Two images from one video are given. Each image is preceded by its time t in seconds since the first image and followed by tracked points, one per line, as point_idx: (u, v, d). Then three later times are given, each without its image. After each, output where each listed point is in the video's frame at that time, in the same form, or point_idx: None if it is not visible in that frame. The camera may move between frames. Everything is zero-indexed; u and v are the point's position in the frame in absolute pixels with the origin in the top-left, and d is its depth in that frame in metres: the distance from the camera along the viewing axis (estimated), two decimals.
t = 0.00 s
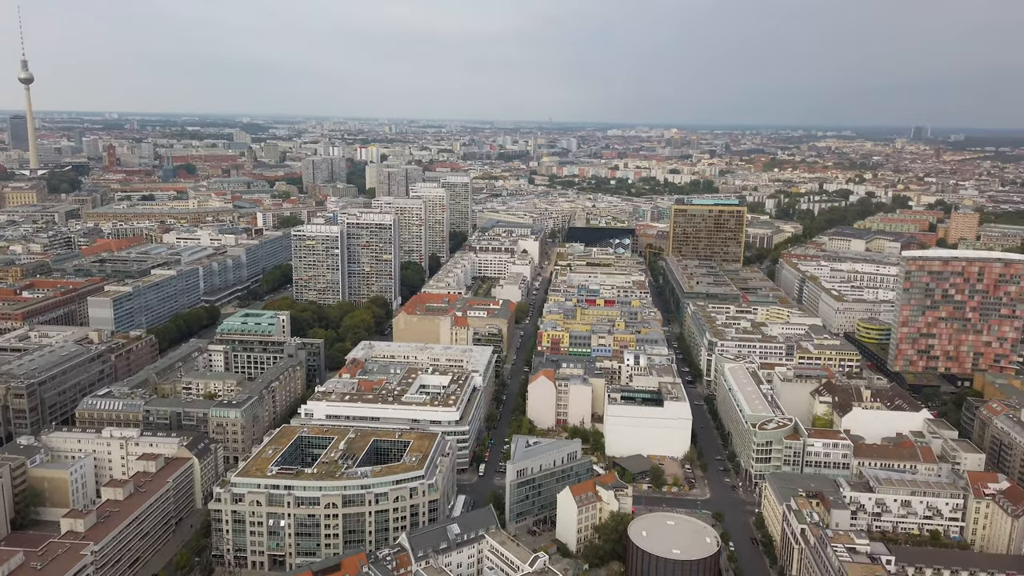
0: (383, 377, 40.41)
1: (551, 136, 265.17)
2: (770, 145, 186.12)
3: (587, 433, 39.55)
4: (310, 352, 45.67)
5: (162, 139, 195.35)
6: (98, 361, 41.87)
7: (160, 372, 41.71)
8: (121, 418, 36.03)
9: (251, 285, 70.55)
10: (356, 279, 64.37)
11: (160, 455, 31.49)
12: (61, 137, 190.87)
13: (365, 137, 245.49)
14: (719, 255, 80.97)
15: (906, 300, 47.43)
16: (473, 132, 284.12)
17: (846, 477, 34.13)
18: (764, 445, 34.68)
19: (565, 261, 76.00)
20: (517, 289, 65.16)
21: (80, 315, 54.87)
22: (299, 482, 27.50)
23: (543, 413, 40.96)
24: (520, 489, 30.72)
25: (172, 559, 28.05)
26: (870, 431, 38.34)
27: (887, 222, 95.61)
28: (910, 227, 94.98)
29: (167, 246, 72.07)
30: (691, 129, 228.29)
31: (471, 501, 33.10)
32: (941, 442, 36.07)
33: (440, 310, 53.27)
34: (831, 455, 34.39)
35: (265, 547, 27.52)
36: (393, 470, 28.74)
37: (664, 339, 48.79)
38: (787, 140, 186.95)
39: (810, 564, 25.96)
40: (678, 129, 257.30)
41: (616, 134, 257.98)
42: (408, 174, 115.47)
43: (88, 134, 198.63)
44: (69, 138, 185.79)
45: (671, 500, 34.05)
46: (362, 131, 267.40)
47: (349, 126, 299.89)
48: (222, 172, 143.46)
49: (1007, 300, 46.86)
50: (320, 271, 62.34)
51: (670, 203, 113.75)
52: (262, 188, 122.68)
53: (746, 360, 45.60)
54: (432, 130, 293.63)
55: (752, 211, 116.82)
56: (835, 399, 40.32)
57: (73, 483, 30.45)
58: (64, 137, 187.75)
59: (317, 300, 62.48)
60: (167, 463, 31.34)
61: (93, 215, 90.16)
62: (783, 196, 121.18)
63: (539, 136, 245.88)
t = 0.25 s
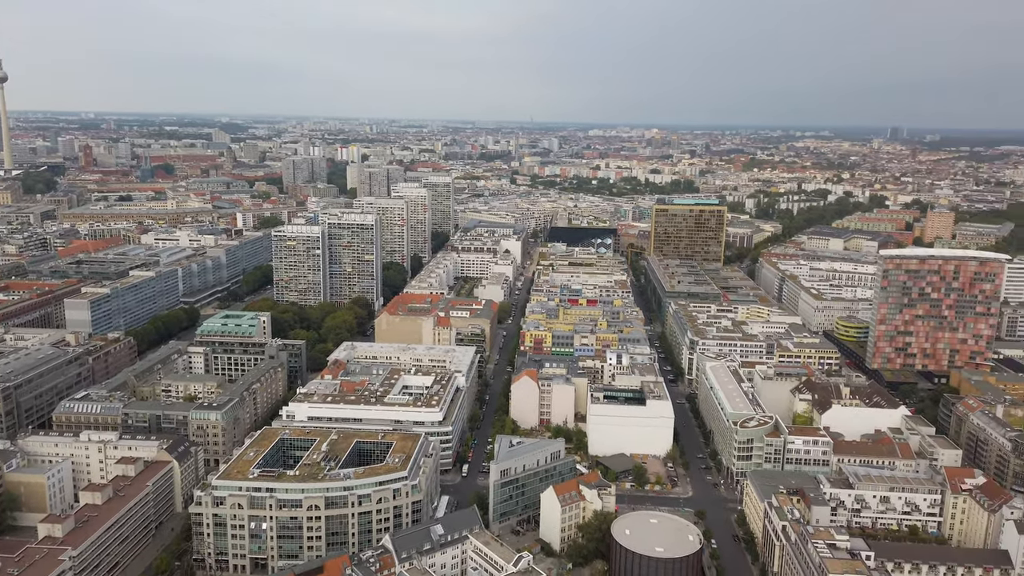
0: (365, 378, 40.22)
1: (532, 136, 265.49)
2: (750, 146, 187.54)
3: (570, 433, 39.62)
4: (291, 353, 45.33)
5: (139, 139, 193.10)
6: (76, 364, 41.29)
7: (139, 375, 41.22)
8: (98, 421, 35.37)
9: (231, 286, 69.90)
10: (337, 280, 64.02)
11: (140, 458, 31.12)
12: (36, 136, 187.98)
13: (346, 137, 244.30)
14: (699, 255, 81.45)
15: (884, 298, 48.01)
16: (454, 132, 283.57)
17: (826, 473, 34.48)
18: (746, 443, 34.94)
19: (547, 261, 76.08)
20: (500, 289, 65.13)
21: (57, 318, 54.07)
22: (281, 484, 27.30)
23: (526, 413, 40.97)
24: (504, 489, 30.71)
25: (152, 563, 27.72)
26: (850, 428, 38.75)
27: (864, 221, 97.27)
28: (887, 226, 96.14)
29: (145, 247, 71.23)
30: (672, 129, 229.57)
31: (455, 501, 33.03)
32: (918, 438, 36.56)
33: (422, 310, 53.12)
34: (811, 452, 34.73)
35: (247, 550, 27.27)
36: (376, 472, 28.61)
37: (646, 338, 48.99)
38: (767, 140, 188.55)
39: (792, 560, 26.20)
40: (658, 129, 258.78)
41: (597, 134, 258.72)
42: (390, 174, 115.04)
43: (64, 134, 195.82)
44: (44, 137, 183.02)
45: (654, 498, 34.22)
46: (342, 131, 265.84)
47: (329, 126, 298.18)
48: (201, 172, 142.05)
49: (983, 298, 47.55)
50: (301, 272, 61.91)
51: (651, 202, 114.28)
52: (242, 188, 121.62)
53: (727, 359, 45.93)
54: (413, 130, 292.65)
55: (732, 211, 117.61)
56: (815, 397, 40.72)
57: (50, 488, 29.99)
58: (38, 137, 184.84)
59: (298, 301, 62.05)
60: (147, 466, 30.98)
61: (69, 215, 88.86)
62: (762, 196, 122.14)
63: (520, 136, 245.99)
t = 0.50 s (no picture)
0: (346, 379, 40.00)
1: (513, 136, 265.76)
2: (728, 146, 189.04)
3: (553, 432, 39.67)
4: (271, 355, 44.96)
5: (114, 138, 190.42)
6: (51, 367, 40.67)
7: (115, 378, 40.68)
8: (76, 425, 35.14)
9: (210, 287, 69.19)
10: (317, 281, 63.62)
11: (117, 462, 30.71)
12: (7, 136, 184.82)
13: (326, 137, 242.94)
14: (679, 254, 81.98)
15: (860, 296, 48.60)
16: (434, 132, 282.92)
17: (805, 470, 34.83)
18: (726, 440, 35.23)
19: (528, 261, 76.17)
20: (481, 289, 65.08)
21: (31, 320, 53.18)
22: (261, 487, 27.06)
23: (508, 413, 40.97)
24: (487, 489, 30.70)
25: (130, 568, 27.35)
26: (828, 425, 39.20)
27: (841, 221, 98.23)
28: (863, 226, 97.34)
29: (121, 248, 70.27)
30: (651, 129, 230.81)
31: (437, 502, 32.96)
32: (895, 434, 37.05)
33: (403, 311, 52.95)
34: (791, 449, 35.07)
35: (227, 554, 27.00)
36: (358, 473, 28.46)
37: (627, 337, 49.22)
38: (745, 141, 190.16)
39: (772, 557, 26.45)
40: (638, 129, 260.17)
41: (578, 134, 259.39)
42: (370, 174, 114.52)
43: (36, 134, 192.64)
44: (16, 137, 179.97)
45: (635, 497, 34.41)
46: (321, 130, 264.12)
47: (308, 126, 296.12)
48: (178, 172, 140.45)
49: (957, 296, 48.25)
50: (280, 273, 61.43)
51: (632, 202, 114.78)
52: (220, 188, 120.42)
53: (707, 357, 46.26)
54: (393, 129, 291.51)
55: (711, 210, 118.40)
56: (793, 394, 41.14)
57: (25, 492, 29.50)
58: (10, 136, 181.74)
59: (278, 302, 61.58)
60: (124, 470, 30.57)
61: (43, 216, 87.45)
62: (741, 195, 123.12)
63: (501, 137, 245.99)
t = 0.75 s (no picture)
0: (327, 381, 39.77)
1: (493, 136, 265.80)
2: (707, 146, 190.44)
3: (535, 432, 39.72)
4: (250, 357, 44.55)
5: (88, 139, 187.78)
6: (25, 372, 40.02)
7: (92, 382, 40.11)
8: (51, 429, 34.58)
9: (187, 289, 68.44)
10: (297, 282, 63.18)
11: (94, 467, 30.29)
12: None
13: (304, 137, 241.33)
14: (659, 254, 82.41)
15: (838, 295, 49.18)
16: (414, 132, 282.09)
17: (785, 467, 35.16)
18: (706, 439, 35.48)
19: (510, 261, 76.23)
20: (462, 289, 65.03)
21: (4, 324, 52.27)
22: (241, 491, 26.83)
23: (490, 414, 40.93)
24: (469, 490, 30.65)
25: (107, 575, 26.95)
26: (807, 422, 39.62)
27: (818, 220, 99.05)
28: (840, 225, 98.53)
29: (96, 250, 69.31)
30: (630, 130, 232.00)
31: (419, 503, 32.85)
32: (872, 431, 37.53)
33: (384, 312, 52.73)
34: (770, 446, 35.39)
35: (207, 558, 26.71)
36: (340, 475, 28.31)
37: (608, 337, 49.37)
38: (723, 141, 191.78)
39: (753, 554, 26.67)
40: (617, 129, 261.47)
41: (557, 134, 259.92)
42: (349, 175, 113.96)
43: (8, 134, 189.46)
44: None
45: (617, 496, 34.52)
46: (300, 130, 262.27)
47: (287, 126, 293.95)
48: (154, 173, 138.83)
49: (932, 294, 48.96)
50: (260, 275, 60.91)
51: (611, 202, 115.22)
52: (197, 190, 119.21)
53: (688, 356, 46.56)
54: (373, 130, 290.29)
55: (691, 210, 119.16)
56: (772, 392, 41.53)
57: None
58: None
59: (257, 304, 61.06)
60: (101, 475, 30.15)
61: (15, 218, 85.98)
62: (719, 195, 124.06)
63: (480, 137, 245.91)
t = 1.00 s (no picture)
0: (308, 383, 39.50)
1: (474, 137, 265.84)
2: (686, 146, 191.79)
3: (517, 432, 39.72)
4: (230, 359, 44.13)
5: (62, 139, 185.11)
6: None
7: (68, 386, 39.52)
8: (26, 434, 34.02)
9: (165, 292, 67.66)
10: (277, 283, 62.71)
11: (71, 472, 29.84)
12: None
13: (284, 137, 239.82)
14: (640, 254, 82.81)
15: (816, 293, 49.71)
16: (394, 132, 281.02)
17: (766, 465, 35.46)
18: (688, 437, 35.70)
19: (491, 261, 76.19)
20: (444, 290, 64.90)
21: None
22: (222, 494, 26.57)
23: (473, 414, 40.88)
24: (452, 490, 30.60)
25: None
26: (787, 420, 40.00)
27: (796, 220, 99.79)
28: (818, 224, 99.56)
29: (71, 252, 68.29)
30: (611, 131, 232.91)
31: (402, 505, 32.74)
32: (851, 427, 37.97)
33: (365, 313, 52.48)
34: (751, 444, 35.66)
35: (187, 563, 26.43)
36: (322, 478, 28.14)
37: (590, 336, 49.51)
38: (703, 141, 193.11)
39: (735, 551, 26.87)
40: (597, 130, 262.79)
41: (538, 135, 260.29)
42: (329, 176, 113.30)
43: None
44: None
45: (600, 495, 34.62)
46: (279, 131, 260.24)
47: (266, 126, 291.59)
48: (130, 174, 137.17)
49: (908, 292, 49.65)
50: (239, 276, 60.37)
51: (592, 203, 115.55)
52: (175, 191, 117.91)
53: (669, 355, 46.83)
54: (352, 130, 288.73)
55: (671, 210, 119.78)
56: (753, 390, 41.87)
57: None
58: None
59: (236, 306, 60.52)
60: (79, 480, 29.71)
61: None
62: (699, 195, 124.88)
63: (461, 137, 245.68)
